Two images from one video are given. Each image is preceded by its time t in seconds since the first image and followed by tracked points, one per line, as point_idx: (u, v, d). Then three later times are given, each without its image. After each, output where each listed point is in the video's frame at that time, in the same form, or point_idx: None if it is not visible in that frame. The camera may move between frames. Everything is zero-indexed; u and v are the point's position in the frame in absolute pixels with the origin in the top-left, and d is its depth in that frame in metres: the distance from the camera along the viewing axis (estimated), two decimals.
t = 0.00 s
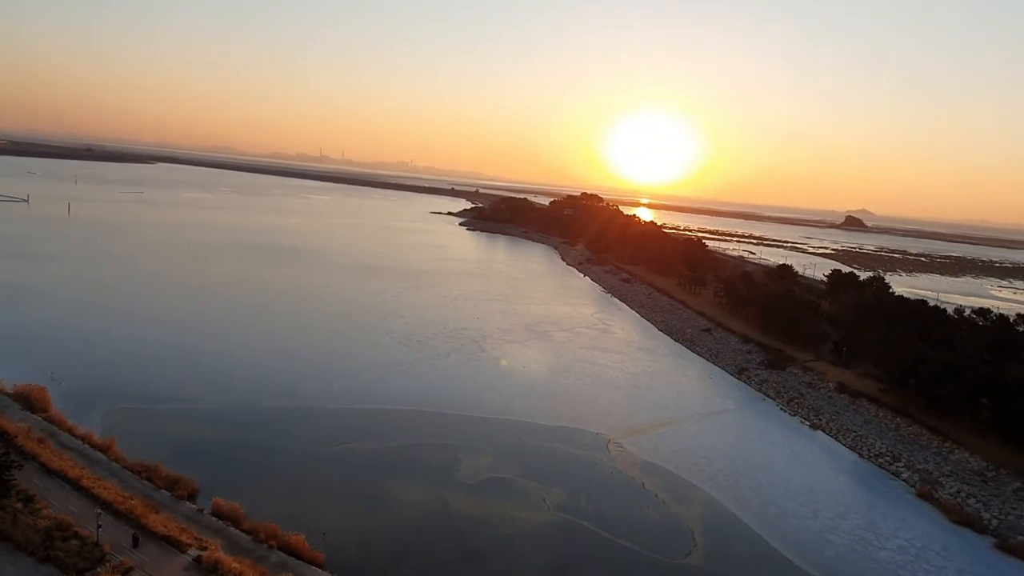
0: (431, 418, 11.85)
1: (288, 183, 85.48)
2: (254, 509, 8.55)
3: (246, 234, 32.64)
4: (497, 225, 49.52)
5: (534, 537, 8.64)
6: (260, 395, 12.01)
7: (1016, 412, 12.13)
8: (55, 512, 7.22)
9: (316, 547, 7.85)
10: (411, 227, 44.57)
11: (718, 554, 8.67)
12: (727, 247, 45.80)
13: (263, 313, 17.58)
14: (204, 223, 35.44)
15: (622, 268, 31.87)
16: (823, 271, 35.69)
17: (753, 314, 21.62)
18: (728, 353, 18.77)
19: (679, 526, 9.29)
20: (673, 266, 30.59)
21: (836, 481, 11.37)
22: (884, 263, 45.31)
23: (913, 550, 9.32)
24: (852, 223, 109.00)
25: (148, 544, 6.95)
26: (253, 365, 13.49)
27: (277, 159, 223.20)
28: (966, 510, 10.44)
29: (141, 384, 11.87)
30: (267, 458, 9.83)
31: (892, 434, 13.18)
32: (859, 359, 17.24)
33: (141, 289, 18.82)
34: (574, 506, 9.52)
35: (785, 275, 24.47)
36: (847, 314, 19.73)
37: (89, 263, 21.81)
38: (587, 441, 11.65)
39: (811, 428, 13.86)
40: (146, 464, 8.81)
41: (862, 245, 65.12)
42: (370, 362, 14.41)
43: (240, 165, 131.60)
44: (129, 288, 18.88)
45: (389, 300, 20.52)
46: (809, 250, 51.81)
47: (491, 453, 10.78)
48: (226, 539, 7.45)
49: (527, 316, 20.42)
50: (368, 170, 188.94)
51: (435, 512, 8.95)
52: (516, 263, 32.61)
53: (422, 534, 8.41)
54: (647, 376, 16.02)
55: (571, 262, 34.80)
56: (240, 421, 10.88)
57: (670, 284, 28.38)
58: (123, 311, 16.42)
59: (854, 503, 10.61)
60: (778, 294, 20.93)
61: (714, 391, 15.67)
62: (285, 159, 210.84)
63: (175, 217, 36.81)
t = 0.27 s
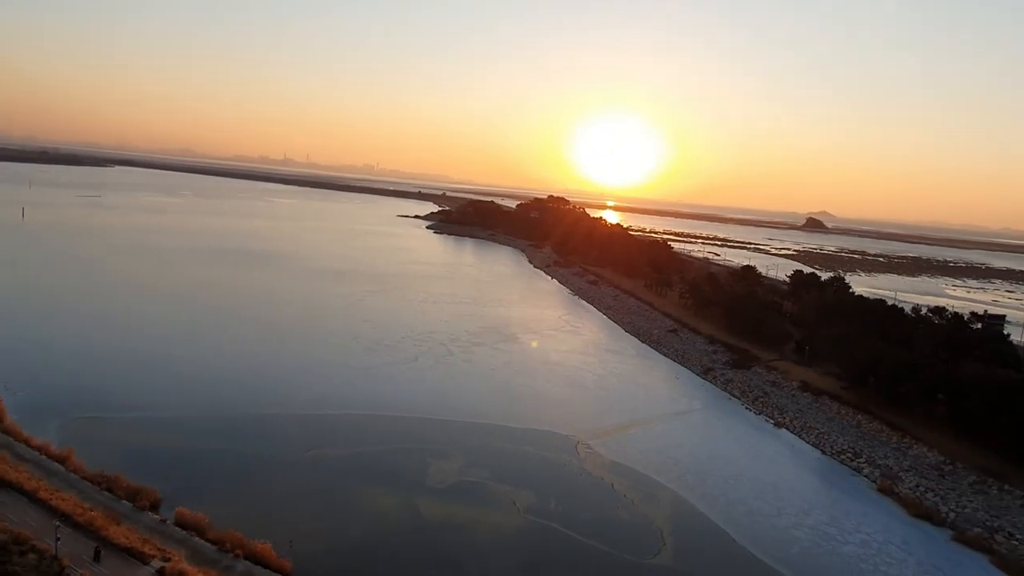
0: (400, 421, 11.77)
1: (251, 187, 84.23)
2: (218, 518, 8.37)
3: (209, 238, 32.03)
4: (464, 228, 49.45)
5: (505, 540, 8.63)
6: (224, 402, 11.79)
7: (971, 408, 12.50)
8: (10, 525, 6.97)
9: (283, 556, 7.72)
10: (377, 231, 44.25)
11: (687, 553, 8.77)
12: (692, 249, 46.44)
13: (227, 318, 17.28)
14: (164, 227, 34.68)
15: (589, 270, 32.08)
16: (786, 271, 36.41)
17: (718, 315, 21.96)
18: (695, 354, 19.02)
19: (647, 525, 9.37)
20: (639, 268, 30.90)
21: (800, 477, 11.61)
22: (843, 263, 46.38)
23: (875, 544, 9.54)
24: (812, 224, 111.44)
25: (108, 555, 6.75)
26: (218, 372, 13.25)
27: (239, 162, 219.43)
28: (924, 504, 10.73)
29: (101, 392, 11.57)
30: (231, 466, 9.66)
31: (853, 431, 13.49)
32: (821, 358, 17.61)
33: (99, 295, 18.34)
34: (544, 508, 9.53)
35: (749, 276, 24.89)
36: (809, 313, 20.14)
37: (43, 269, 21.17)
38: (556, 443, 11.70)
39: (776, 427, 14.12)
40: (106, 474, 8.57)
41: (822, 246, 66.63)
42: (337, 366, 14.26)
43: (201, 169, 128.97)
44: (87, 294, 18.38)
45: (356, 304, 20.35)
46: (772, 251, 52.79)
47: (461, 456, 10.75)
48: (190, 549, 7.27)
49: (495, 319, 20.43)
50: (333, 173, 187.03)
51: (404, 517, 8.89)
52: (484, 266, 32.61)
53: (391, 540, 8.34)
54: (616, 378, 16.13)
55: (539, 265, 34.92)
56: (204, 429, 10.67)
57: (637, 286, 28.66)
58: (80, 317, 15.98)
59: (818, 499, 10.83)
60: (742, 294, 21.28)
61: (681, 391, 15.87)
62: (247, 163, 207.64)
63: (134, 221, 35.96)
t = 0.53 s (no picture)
0: (380, 424, 11.71)
1: (226, 189, 83.25)
2: (195, 525, 8.25)
3: (183, 242, 31.59)
4: (442, 229, 49.34)
5: (488, 541, 8.61)
6: (201, 407, 11.63)
7: (943, 402, 12.73)
8: None
9: (263, 562, 7.61)
10: (355, 233, 43.97)
11: (668, 551, 8.82)
12: (670, 248, 46.78)
13: (203, 322, 17.05)
14: (137, 231, 34.13)
15: (568, 271, 32.17)
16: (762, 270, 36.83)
17: (697, 313, 22.14)
18: (674, 353, 19.16)
19: (629, 524, 9.42)
20: (618, 268, 31.06)
21: (778, 474, 11.74)
22: (818, 261, 47.01)
23: (853, 538, 9.66)
24: (787, 223, 112.87)
25: (83, 565, 6.61)
26: (194, 376, 13.06)
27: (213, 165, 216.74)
28: (900, 498, 10.91)
29: (73, 399, 11.35)
30: (209, 472, 9.52)
31: (830, 427, 13.68)
32: (798, 356, 17.84)
33: (70, 300, 17.99)
34: (527, 509, 9.53)
35: (726, 275, 25.12)
36: (786, 311, 20.38)
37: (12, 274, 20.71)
38: (537, 443, 11.71)
39: (754, 424, 14.27)
40: (81, 482, 8.39)
41: (797, 245, 67.52)
42: (315, 370, 14.14)
43: (174, 171, 127.19)
44: (57, 299, 18.02)
45: (334, 307, 20.21)
46: (748, 250, 53.39)
47: (442, 458, 10.72)
48: (168, 557, 7.15)
49: (475, 320, 20.40)
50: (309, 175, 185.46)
51: (385, 520, 8.83)
52: (463, 267, 32.55)
53: (373, 544, 8.28)
54: (596, 378, 16.19)
55: (518, 266, 34.95)
56: (180, 435, 10.51)
57: (616, 285, 28.79)
58: (51, 323, 15.67)
59: (796, 495, 10.96)
60: (720, 293, 21.47)
61: (661, 390, 15.98)
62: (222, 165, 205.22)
63: (106, 225, 35.36)
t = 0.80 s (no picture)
0: (369, 427, 11.67)
1: (211, 192, 82.71)
2: (183, 530, 8.18)
3: (168, 246, 31.32)
4: (430, 231, 49.27)
5: (478, 543, 8.60)
6: (187, 412, 11.54)
7: (929, 399, 12.85)
8: None
9: (253, 567, 7.56)
10: (342, 235, 43.80)
11: (658, 550, 8.85)
12: (658, 249, 46.96)
13: (189, 327, 16.92)
14: (121, 235, 33.81)
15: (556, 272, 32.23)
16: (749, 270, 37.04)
17: (685, 313, 22.24)
18: (662, 352, 19.24)
19: (619, 524, 9.44)
20: (606, 269, 31.14)
21: (767, 472, 11.81)
22: (804, 260, 47.41)
23: (840, 535, 9.74)
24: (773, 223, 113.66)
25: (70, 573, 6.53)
26: (181, 381, 12.96)
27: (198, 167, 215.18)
28: (887, 494, 11.01)
29: (58, 405, 11.22)
30: (197, 478, 9.45)
31: (817, 425, 13.78)
32: (785, 354, 17.95)
33: (53, 306, 17.79)
34: (517, 510, 9.53)
35: (713, 275, 25.25)
36: (773, 310, 20.51)
37: None
38: (527, 445, 11.71)
39: (743, 423, 14.35)
40: (67, 490, 8.29)
41: (784, 244, 68.00)
42: (304, 373, 14.07)
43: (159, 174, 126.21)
44: (40, 304, 17.82)
45: (322, 310, 20.12)
46: (735, 249, 53.71)
47: (432, 461, 10.69)
48: (156, 563, 7.07)
49: (463, 322, 20.39)
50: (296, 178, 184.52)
51: (375, 524, 8.80)
52: (451, 269, 32.53)
53: (363, 547, 8.24)
54: (585, 378, 16.22)
55: (506, 267, 34.96)
56: (167, 440, 10.42)
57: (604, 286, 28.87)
58: (35, 329, 15.50)
59: (784, 492, 11.03)
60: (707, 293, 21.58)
61: (649, 390, 16.03)
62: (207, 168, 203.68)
63: (90, 230, 35.01)
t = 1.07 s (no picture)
0: (362, 432, 11.63)
1: (201, 197, 82.30)
2: (173, 538, 8.11)
3: (157, 251, 31.13)
4: (421, 235, 49.20)
5: (472, 547, 8.57)
6: (178, 419, 11.46)
7: (918, 398, 12.93)
8: None
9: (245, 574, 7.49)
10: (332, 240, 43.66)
11: (652, 552, 8.85)
12: (648, 251, 47.09)
13: (179, 332, 16.82)
14: (109, 241, 33.58)
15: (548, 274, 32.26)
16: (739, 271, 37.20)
17: (676, 315, 22.29)
18: (654, 354, 19.28)
19: (612, 526, 9.44)
20: (597, 271, 31.20)
21: (758, 472, 11.84)
22: (794, 261, 47.67)
23: (832, 535, 9.78)
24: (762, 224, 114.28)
25: None
26: (170, 387, 12.88)
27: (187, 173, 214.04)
28: (879, 494, 11.07)
29: (46, 413, 11.12)
30: (187, 484, 9.38)
31: (809, 425, 13.84)
32: (776, 355, 18.03)
33: (41, 312, 17.64)
34: (510, 513, 9.51)
35: (704, 276, 25.33)
36: (763, 311, 20.60)
37: None
38: (520, 447, 11.71)
39: (734, 423, 14.39)
40: (56, 498, 8.20)
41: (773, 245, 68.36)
42: (295, 378, 14.00)
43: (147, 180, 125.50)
44: (28, 311, 17.67)
45: (313, 314, 20.05)
46: (725, 251, 53.95)
47: (424, 465, 10.66)
48: (146, 571, 7.00)
49: (455, 325, 20.35)
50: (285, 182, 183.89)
51: (368, 529, 8.75)
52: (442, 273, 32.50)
53: (355, 552, 8.20)
54: (577, 381, 16.23)
55: (497, 270, 34.94)
56: (157, 447, 10.34)
57: (595, 288, 28.90)
58: (22, 336, 15.36)
59: (777, 493, 11.07)
60: (698, 295, 21.65)
61: (641, 392, 16.06)
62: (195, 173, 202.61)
63: (78, 235, 34.75)
